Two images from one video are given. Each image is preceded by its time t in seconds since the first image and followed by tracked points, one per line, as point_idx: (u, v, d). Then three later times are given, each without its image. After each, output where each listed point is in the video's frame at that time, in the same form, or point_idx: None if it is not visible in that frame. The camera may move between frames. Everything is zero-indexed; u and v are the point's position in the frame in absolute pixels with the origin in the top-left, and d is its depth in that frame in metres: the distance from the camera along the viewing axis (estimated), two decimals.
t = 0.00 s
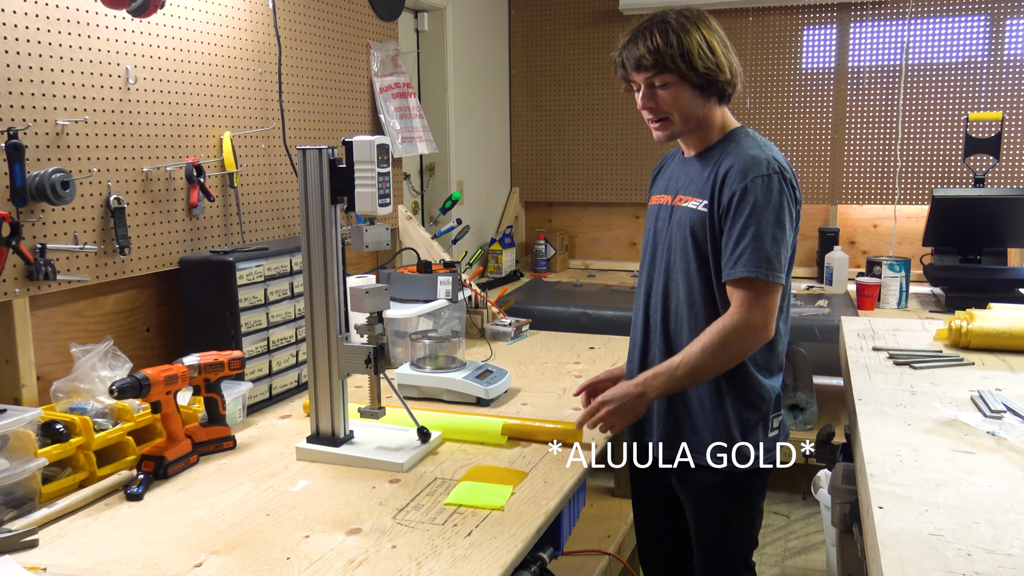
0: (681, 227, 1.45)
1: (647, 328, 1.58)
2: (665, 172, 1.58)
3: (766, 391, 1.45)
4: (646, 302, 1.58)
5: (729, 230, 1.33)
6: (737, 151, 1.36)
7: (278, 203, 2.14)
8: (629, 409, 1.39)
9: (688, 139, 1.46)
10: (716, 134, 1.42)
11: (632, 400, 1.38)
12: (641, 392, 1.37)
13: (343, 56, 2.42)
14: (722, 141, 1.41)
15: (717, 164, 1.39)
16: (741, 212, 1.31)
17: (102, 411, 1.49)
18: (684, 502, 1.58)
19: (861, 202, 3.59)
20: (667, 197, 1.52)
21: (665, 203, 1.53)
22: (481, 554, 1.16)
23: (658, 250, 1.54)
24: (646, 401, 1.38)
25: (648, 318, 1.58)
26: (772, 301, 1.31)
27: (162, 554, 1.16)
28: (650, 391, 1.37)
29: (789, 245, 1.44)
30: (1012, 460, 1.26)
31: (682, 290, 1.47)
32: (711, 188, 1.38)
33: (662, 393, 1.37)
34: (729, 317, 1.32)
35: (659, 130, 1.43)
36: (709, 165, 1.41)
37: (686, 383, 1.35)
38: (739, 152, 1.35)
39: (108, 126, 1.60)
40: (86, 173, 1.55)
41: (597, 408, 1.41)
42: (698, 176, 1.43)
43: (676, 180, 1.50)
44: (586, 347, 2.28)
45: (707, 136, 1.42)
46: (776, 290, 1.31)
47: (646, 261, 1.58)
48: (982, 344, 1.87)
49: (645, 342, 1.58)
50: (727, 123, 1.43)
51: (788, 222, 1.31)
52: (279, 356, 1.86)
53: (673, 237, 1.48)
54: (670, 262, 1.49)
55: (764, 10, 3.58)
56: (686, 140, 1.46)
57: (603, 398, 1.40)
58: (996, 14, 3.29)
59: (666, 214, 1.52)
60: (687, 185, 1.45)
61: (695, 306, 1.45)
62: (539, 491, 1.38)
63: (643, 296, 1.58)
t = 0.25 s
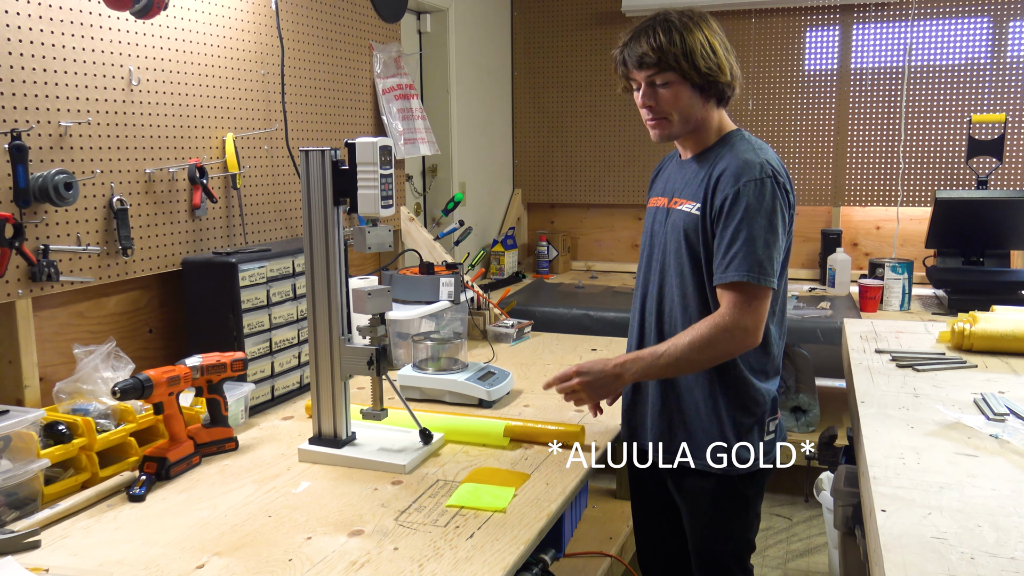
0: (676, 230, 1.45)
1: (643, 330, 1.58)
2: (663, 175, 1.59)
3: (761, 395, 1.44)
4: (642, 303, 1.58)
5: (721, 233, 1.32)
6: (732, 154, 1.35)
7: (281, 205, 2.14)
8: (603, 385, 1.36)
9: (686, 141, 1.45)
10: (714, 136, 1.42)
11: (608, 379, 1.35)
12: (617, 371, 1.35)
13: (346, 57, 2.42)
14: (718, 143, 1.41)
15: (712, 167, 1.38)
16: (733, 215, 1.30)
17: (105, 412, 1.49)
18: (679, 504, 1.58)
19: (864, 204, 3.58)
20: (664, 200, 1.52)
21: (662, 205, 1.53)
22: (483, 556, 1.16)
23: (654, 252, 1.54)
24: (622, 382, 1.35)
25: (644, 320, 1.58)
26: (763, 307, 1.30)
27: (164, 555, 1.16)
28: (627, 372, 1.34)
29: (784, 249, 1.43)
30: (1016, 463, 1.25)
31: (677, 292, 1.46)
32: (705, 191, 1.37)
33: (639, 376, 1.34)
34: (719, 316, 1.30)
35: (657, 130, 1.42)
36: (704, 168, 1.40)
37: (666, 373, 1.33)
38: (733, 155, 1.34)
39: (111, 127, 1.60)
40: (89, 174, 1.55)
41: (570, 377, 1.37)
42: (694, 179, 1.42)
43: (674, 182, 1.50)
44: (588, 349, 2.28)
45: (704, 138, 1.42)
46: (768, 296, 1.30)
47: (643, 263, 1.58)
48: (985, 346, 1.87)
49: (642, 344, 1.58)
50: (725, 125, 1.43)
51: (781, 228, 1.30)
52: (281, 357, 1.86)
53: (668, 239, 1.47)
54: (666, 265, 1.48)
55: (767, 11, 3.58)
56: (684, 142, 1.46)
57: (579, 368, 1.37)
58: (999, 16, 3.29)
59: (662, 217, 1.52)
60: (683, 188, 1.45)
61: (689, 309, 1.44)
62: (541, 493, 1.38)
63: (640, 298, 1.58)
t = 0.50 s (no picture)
0: (668, 235, 1.45)
1: (638, 333, 1.58)
2: (657, 178, 1.59)
3: (758, 397, 1.44)
4: (637, 307, 1.58)
5: (710, 240, 1.32)
6: (722, 160, 1.35)
7: (284, 207, 2.15)
8: (595, 403, 1.34)
9: (680, 144, 1.45)
10: (708, 139, 1.41)
11: (599, 395, 1.34)
12: (608, 387, 1.33)
13: (349, 60, 2.43)
14: (712, 147, 1.40)
15: (703, 172, 1.38)
16: (722, 222, 1.30)
17: (107, 414, 1.49)
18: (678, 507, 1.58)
19: (866, 206, 3.58)
20: (658, 203, 1.52)
21: (656, 209, 1.53)
22: (486, 558, 1.16)
23: (648, 256, 1.54)
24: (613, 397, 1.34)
25: (640, 324, 1.58)
26: (747, 313, 1.30)
27: (167, 558, 1.16)
28: (618, 387, 1.32)
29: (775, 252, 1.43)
30: (1019, 466, 1.25)
31: (670, 297, 1.46)
32: (696, 197, 1.37)
33: (630, 389, 1.32)
34: (705, 323, 1.29)
35: (651, 135, 1.41)
36: (696, 173, 1.40)
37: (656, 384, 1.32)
38: (724, 161, 1.34)
39: (114, 129, 1.60)
40: (92, 176, 1.55)
41: (564, 402, 1.36)
42: (685, 184, 1.42)
43: (667, 186, 1.50)
44: (590, 351, 2.28)
45: (699, 141, 1.42)
46: (752, 301, 1.30)
47: (637, 267, 1.58)
48: (988, 349, 1.86)
49: (637, 348, 1.58)
50: (719, 128, 1.42)
51: (770, 235, 1.30)
52: (283, 359, 1.86)
53: (661, 244, 1.48)
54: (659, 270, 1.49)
55: (770, 13, 3.58)
56: (678, 145, 1.45)
57: (569, 388, 1.35)
58: (1001, 18, 3.29)
59: (655, 221, 1.52)
60: (675, 192, 1.45)
61: (682, 314, 1.45)
62: (543, 495, 1.38)
63: (635, 302, 1.58)
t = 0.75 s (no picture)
0: (663, 241, 1.45)
1: (637, 337, 1.58)
2: (654, 180, 1.58)
3: (758, 399, 1.44)
4: (636, 311, 1.58)
5: (700, 250, 1.31)
6: (715, 168, 1.34)
7: (287, 209, 2.15)
8: (590, 433, 1.32)
9: (672, 149, 1.44)
10: (699, 144, 1.40)
11: (594, 426, 1.31)
12: (603, 417, 1.30)
13: (352, 62, 2.43)
14: (704, 153, 1.39)
15: (696, 179, 1.37)
16: (712, 232, 1.29)
17: (110, 415, 1.49)
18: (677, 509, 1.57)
19: (869, 209, 3.58)
20: (655, 207, 1.51)
21: (653, 212, 1.52)
22: (488, 561, 1.15)
23: (645, 260, 1.54)
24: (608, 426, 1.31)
25: (638, 327, 1.58)
26: (734, 320, 1.29)
27: (169, 559, 1.16)
28: (614, 415, 1.30)
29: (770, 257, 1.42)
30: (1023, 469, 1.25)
31: (665, 303, 1.46)
32: (689, 205, 1.37)
33: (625, 414, 1.29)
34: (692, 335, 1.28)
35: (641, 143, 1.40)
36: (690, 180, 1.39)
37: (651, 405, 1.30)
38: (716, 169, 1.33)
39: (117, 131, 1.60)
40: (96, 178, 1.55)
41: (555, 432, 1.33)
42: (680, 190, 1.42)
43: (663, 191, 1.49)
44: (593, 353, 2.28)
45: (690, 147, 1.41)
46: (738, 312, 1.29)
47: (635, 270, 1.58)
48: (991, 352, 1.86)
49: (635, 351, 1.58)
50: (711, 133, 1.41)
51: (763, 245, 1.29)
52: (286, 361, 1.86)
53: (657, 249, 1.47)
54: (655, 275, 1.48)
55: (773, 15, 3.58)
56: (670, 150, 1.44)
57: (563, 421, 1.32)
58: (1004, 21, 3.29)
59: (653, 225, 1.52)
60: (670, 198, 1.45)
61: (676, 321, 1.44)
62: (546, 498, 1.38)
63: (633, 305, 1.58)
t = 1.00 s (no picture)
0: (660, 245, 1.44)
1: (637, 339, 1.57)
2: (654, 182, 1.58)
3: (757, 400, 1.44)
4: (636, 313, 1.58)
5: (688, 254, 1.31)
6: (708, 173, 1.33)
7: (289, 211, 2.15)
8: (602, 481, 1.33)
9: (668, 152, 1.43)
10: (695, 148, 1.40)
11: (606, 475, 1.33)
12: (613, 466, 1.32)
13: (354, 65, 2.44)
14: (699, 156, 1.39)
15: (690, 184, 1.36)
16: (699, 237, 1.28)
17: (113, 417, 1.49)
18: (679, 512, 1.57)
19: (871, 210, 3.58)
20: (654, 210, 1.51)
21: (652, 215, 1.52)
22: (489, 562, 1.15)
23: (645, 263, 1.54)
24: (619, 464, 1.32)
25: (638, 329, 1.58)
26: (714, 323, 1.28)
27: (171, 561, 1.16)
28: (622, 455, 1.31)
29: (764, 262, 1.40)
30: None
31: (661, 306, 1.46)
32: (682, 210, 1.36)
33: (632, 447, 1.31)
34: (673, 346, 1.28)
35: (638, 146, 1.39)
36: (685, 184, 1.39)
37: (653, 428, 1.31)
38: (709, 174, 1.32)
39: (120, 134, 1.60)
40: (99, 180, 1.56)
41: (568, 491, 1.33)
42: (675, 194, 1.41)
43: (661, 194, 1.49)
44: (595, 355, 2.28)
45: (686, 150, 1.40)
46: (720, 317, 1.28)
47: (635, 272, 1.58)
48: (993, 353, 1.86)
49: (635, 353, 1.58)
50: (706, 137, 1.41)
51: (748, 252, 1.27)
52: (288, 362, 1.86)
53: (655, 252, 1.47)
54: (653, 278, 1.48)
55: (775, 17, 3.58)
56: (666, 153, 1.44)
57: (576, 480, 1.33)
58: (1007, 22, 3.29)
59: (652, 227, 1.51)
60: (666, 202, 1.44)
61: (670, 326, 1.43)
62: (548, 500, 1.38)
63: (632, 307, 1.58)
